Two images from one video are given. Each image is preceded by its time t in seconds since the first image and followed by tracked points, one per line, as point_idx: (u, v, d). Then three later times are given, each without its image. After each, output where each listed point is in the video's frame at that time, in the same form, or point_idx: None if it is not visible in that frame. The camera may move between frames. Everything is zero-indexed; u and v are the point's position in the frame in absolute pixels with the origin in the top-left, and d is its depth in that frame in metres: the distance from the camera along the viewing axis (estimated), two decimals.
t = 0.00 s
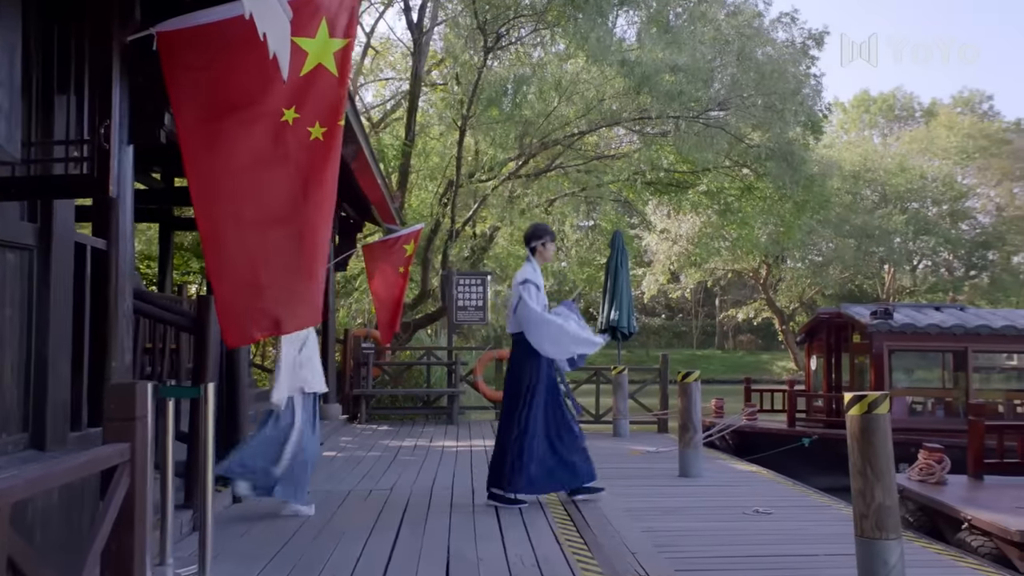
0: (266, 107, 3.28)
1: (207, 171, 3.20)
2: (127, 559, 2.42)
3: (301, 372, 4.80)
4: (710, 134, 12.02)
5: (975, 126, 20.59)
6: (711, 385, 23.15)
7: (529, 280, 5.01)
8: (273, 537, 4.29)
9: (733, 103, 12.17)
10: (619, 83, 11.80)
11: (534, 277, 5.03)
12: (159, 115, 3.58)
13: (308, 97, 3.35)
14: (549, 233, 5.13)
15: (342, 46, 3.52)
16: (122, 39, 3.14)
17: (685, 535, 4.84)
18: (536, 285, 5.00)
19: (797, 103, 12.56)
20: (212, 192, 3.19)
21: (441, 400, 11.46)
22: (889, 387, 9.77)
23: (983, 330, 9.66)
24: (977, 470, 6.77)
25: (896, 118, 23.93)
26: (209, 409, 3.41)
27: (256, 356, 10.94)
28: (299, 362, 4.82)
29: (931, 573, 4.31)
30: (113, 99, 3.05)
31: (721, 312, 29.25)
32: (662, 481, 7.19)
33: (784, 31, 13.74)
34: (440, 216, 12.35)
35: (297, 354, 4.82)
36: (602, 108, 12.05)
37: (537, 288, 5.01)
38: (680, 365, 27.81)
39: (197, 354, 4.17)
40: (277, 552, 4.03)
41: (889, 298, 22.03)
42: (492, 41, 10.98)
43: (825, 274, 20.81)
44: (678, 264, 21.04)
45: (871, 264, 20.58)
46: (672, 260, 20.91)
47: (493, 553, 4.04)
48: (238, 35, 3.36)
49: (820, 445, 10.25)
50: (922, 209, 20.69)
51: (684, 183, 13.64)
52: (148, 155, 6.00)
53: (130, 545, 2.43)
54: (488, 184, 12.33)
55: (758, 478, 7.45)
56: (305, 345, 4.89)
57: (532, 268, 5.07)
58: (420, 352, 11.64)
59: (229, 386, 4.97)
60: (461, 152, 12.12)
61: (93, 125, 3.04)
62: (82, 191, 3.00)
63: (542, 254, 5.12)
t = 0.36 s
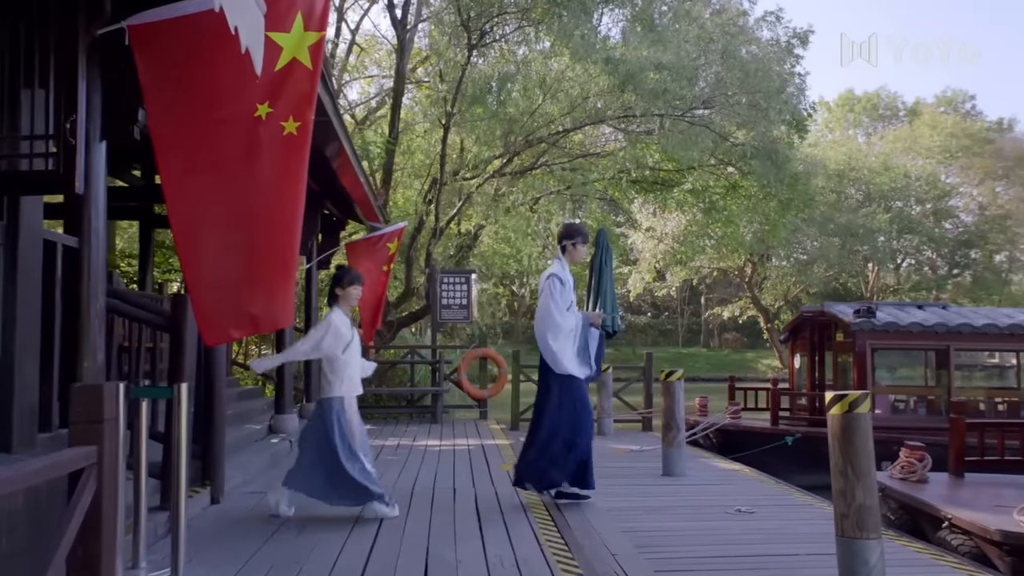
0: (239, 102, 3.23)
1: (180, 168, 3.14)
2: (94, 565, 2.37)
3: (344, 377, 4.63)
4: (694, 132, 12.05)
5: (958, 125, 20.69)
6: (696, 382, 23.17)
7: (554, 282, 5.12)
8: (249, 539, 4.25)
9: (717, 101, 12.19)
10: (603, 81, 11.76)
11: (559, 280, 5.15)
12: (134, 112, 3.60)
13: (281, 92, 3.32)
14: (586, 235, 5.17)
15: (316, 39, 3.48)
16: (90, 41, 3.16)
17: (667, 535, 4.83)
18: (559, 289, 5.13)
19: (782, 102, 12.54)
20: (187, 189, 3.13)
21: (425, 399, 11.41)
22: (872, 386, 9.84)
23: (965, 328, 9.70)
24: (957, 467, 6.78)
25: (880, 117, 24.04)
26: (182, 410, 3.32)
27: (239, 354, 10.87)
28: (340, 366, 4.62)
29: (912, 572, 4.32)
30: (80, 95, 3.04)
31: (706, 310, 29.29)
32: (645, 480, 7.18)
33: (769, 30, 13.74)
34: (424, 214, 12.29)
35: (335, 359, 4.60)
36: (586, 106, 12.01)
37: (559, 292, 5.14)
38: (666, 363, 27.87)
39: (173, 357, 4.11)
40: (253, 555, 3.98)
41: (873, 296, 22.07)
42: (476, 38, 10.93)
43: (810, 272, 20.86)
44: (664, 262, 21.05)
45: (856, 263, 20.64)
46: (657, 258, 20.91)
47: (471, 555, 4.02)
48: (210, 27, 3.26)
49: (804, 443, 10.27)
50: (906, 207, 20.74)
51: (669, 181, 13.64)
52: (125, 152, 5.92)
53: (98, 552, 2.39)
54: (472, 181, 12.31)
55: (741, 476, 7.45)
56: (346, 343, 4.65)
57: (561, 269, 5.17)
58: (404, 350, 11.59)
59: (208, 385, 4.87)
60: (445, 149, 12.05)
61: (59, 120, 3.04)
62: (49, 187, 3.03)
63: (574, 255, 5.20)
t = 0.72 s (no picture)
0: (207, 94, 3.15)
1: (151, 162, 3.09)
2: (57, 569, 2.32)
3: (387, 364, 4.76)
4: (678, 129, 12.05)
5: (939, 124, 20.82)
6: (679, 380, 23.20)
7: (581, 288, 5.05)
8: (225, 540, 4.20)
9: (700, 98, 12.19)
10: (586, 77, 11.72)
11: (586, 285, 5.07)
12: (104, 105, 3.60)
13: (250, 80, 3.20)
14: (611, 236, 5.11)
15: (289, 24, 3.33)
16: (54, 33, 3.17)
17: (647, 534, 4.82)
18: (587, 295, 5.06)
19: (764, 99, 12.53)
20: (158, 183, 3.08)
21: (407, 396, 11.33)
22: (852, 382, 9.86)
23: (945, 325, 9.75)
24: (937, 464, 6.79)
25: (862, 115, 24.14)
26: (155, 411, 3.20)
27: (219, 352, 10.78)
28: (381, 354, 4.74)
29: (890, 570, 4.33)
30: (43, 87, 3.12)
31: (690, 307, 29.34)
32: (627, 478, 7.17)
33: (752, 27, 13.74)
34: (406, 211, 12.23)
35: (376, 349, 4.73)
36: (568, 102, 11.99)
37: (586, 297, 5.06)
38: (651, 359, 27.91)
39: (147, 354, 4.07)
40: (227, 556, 3.93)
41: (855, 293, 22.12)
42: (459, 33, 10.88)
43: (793, 269, 20.90)
44: (648, 259, 21.06)
45: (838, 260, 20.70)
46: (641, 256, 20.91)
47: (449, 555, 3.99)
48: (178, 20, 3.20)
49: (786, 440, 10.30)
50: (887, 205, 20.78)
51: (653, 178, 13.66)
52: (101, 146, 5.84)
53: (61, 555, 2.34)
54: (455, 178, 12.25)
55: (723, 474, 7.45)
56: (383, 334, 4.79)
57: (588, 274, 5.10)
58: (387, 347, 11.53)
59: (184, 382, 4.82)
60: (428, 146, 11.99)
61: (21, 113, 3.12)
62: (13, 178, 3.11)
63: (599, 259, 5.13)
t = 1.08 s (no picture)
0: (173, 85, 3.10)
1: (114, 155, 3.02)
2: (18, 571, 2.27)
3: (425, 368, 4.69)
4: (659, 125, 12.07)
5: (918, 122, 20.95)
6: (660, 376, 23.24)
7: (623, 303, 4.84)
8: (197, 540, 4.14)
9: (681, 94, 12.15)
10: (566, 73, 11.68)
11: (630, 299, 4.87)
12: (69, 98, 3.63)
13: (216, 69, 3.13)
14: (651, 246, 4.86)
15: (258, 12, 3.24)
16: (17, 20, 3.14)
17: (625, 531, 4.81)
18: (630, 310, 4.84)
19: (745, 96, 12.53)
20: (121, 176, 3.01)
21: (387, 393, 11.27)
22: (831, 378, 9.90)
23: (922, 322, 9.81)
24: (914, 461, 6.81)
25: (842, 113, 24.26)
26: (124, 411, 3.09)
27: (197, 349, 10.68)
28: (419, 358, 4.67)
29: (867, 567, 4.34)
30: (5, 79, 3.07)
31: (671, 303, 29.40)
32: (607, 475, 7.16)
33: (733, 24, 13.77)
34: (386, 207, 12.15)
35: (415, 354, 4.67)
36: (549, 98, 11.95)
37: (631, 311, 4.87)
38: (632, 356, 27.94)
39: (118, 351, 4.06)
40: (199, 556, 3.87)
41: (835, 290, 22.22)
42: (439, 29, 10.83)
43: (773, 266, 20.95)
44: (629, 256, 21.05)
45: (818, 257, 20.78)
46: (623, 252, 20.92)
47: (424, 555, 3.96)
48: (141, 11, 3.14)
49: (765, 437, 10.33)
50: (866, 203, 20.95)
51: (634, 174, 13.75)
52: (74, 140, 5.74)
53: (22, 557, 2.29)
54: (434, 174, 12.18)
55: (702, 470, 7.46)
56: (422, 338, 4.69)
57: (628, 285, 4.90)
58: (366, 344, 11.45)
59: (156, 379, 4.76)
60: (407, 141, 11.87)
61: None
62: None
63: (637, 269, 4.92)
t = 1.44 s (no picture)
0: (128, 74, 3.06)
1: (61, 141, 2.93)
2: None
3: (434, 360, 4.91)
4: (631, 121, 12.07)
5: (887, 120, 21.18)
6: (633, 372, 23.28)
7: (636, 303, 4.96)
8: (158, 539, 4.07)
9: (653, 90, 12.19)
10: (538, 67, 11.60)
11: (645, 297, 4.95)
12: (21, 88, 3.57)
13: (172, 60, 3.11)
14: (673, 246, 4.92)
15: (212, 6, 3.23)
16: None
17: (593, 527, 4.81)
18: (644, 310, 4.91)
19: (717, 93, 12.53)
20: (67, 160, 2.91)
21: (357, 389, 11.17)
22: (801, 374, 9.94)
23: (889, 318, 9.85)
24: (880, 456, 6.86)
25: (813, 110, 24.44)
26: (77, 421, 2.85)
27: (163, 344, 10.52)
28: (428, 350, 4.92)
29: (833, 562, 4.37)
30: None
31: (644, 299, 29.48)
32: (576, 470, 7.15)
33: (705, 20, 13.80)
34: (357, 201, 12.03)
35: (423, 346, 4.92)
36: (521, 93, 11.83)
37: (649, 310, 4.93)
38: (605, 351, 27.97)
39: (76, 349, 4.01)
40: (158, 556, 3.80)
41: (805, 286, 22.33)
42: (409, 21, 10.81)
43: (744, 262, 20.90)
44: (602, 251, 21.05)
45: (788, 253, 20.88)
46: (596, 247, 20.92)
47: (390, 555, 3.92)
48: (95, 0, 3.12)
49: (735, 432, 10.37)
50: (836, 199, 21.20)
51: (607, 170, 13.79)
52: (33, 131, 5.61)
53: None
54: (406, 168, 12.07)
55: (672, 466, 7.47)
56: (431, 331, 4.92)
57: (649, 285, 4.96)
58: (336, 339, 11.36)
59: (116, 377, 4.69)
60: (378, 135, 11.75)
61: None
62: None
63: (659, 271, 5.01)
